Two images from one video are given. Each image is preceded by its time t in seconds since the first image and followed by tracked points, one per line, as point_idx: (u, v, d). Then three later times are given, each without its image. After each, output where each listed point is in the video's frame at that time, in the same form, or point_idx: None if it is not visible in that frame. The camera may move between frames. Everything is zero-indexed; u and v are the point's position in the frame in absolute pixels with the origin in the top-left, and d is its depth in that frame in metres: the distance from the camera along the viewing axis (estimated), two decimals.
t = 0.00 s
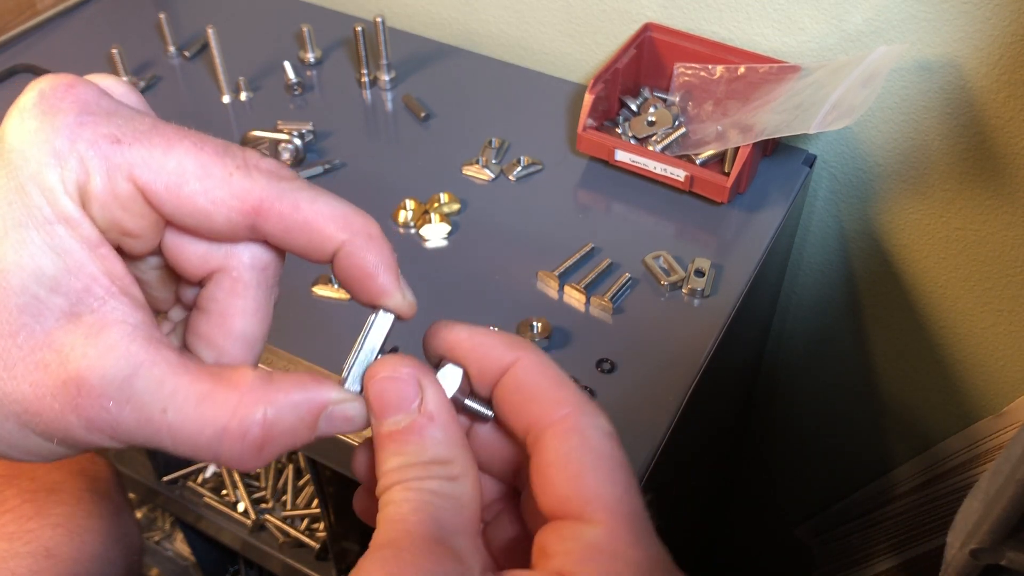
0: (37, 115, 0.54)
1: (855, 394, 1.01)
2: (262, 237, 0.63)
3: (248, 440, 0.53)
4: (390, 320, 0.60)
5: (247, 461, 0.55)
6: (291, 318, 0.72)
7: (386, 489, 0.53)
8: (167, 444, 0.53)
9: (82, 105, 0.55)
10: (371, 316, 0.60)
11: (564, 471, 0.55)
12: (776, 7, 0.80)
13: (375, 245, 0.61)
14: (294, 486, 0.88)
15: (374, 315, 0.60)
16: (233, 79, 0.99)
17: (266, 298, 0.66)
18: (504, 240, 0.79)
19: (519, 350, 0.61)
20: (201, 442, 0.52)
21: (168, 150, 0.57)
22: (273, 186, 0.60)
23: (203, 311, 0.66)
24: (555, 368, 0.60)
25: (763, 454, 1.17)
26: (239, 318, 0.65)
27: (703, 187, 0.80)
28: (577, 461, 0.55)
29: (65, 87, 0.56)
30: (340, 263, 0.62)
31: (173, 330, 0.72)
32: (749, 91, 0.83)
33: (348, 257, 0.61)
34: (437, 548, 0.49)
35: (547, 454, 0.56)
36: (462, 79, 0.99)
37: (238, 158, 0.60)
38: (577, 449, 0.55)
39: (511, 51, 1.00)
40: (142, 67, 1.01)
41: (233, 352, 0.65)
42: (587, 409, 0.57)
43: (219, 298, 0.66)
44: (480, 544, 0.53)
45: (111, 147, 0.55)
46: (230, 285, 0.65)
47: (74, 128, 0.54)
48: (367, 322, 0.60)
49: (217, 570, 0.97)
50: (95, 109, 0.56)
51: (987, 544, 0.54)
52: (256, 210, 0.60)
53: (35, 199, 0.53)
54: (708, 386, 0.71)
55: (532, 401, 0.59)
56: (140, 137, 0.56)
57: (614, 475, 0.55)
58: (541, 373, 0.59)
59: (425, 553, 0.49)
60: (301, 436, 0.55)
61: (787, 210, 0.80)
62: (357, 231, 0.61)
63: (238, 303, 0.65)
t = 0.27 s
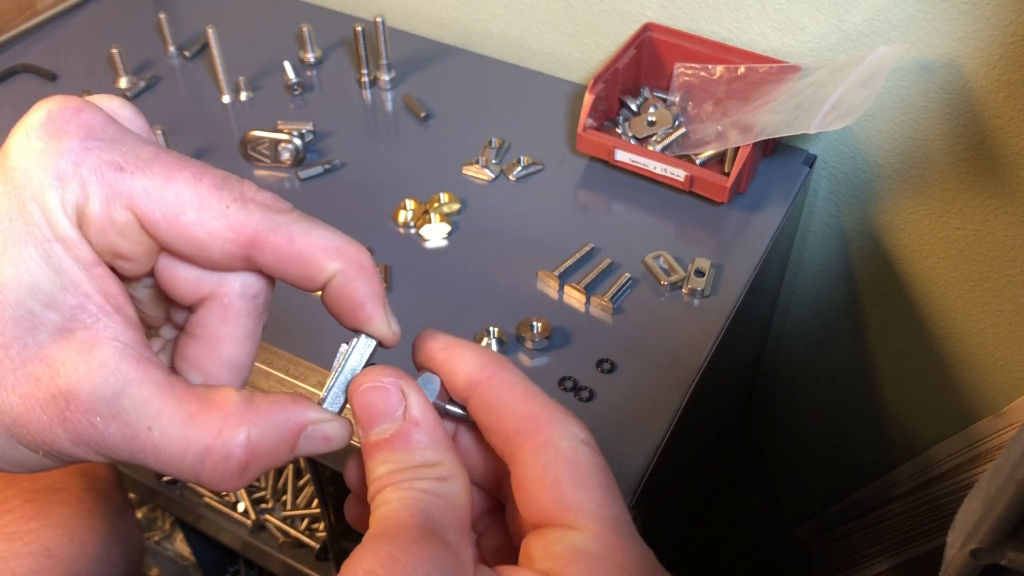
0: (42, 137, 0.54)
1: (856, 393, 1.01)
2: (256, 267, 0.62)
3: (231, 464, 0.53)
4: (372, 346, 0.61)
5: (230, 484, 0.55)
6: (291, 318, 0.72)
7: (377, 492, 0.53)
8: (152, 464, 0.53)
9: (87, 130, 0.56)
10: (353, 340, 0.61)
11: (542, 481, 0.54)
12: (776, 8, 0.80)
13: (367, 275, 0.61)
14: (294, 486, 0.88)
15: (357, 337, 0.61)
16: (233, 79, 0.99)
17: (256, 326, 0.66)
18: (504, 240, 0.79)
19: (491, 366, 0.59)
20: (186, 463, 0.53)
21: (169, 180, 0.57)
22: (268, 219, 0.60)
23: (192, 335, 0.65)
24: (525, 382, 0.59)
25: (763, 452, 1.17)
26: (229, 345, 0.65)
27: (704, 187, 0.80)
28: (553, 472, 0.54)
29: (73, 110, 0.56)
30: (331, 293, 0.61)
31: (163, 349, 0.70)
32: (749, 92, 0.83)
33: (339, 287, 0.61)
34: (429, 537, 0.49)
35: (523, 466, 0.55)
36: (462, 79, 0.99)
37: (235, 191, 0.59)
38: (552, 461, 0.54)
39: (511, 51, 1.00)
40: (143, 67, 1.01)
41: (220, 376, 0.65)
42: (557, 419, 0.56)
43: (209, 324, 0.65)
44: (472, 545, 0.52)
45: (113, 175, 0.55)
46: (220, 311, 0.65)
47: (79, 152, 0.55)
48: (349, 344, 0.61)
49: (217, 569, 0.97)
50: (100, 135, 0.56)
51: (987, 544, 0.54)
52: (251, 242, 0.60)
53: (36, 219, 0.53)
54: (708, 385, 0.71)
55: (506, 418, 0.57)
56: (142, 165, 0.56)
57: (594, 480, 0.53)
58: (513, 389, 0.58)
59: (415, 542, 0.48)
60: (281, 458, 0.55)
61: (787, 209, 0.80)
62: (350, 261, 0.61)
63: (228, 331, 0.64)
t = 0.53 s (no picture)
0: (9, 141, 0.54)
1: (856, 393, 1.01)
2: (234, 259, 0.62)
3: (222, 459, 0.54)
4: (361, 333, 0.61)
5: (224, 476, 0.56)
6: (291, 318, 0.72)
7: (358, 491, 0.53)
8: (145, 460, 0.54)
9: (52, 131, 0.55)
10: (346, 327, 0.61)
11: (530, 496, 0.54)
12: (776, 8, 0.80)
13: (345, 262, 0.61)
14: (294, 486, 0.88)
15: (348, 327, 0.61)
16: (233, 79, 0.99)
17: (244, 315, 0.66)
18: (504, 240, 0.79)
19: (485, 377, 0.59)
20: (179, 457, 0.53)
21: (138, 175, 0.55)
22: (242, 207, 0.59)
23: (180, 330, 0.65)
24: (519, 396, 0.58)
25: (762, 452, 1.17)
26: (216, 336, 0.65)
27: (704, 187, 0.80)
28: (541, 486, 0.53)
29: (36, 112, 0.55)
30: (311, 280, 0.62)
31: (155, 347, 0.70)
32: (748, 91, 0.83)
33: (319, 274, 0.61)
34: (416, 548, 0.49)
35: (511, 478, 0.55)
36: (462, 79, 0.99)
37: (207, 181, 0.58)
38: (541, 478, 0.54)
39: (511, 51, 1.00)
40: (143, 67, 1.01)
41: (213, 368, 0.65)
42: (549, 436, 0.55)
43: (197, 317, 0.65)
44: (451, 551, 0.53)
45: (81, 174, 0.54)
46: (205, 304, 0.64)
47: (45, 154, 0.54)
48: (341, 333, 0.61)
49: (217, 569, 0.97)
50: (66, 135, 0.55)
51: (987, 544, 0.54)
52: (226, 233, 0.59)
53: (9, 225, 0.53)
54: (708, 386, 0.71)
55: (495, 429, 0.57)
56: (109, 162, 0.55)
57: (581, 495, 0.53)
58: (505, 401, 0.57)
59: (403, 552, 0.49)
60: (278, 449, 0.56)
61: (787, 210, 0.80)
62: (327, 249, 0.61)
63: (214, 322, 0.64)
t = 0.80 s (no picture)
0: (26, 157, 0.55)
1: (855, 393, 1.01)
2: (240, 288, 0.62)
3: (216, 479, 0.54)
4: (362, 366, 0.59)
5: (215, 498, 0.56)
6: (291, 318, 0.72)
7: (361, 512, 0.52)
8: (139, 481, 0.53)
9: (71, 151, 0.56)
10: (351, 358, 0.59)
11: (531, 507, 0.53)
12: (776, 8, 0.80)
13: (352, 296, 0.61)
14: (294, 486, 0.89)
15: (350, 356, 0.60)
16: (233, 79, 0.99)
17: (244, 346, 0.65)
18: (504, 240, 0.79)
19: (482, 396, 0.58)
20: (173, 478, 0.53)
21: (152, 202, 0.56)
22: (253, 239, 0.59)
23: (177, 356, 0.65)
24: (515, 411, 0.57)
25: (761, 451, 1.17)
26: (215, 367, 0.64)
27: (703, 187, 0.80)
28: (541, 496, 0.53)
29: (57, 131, 0.56)
30: (316, 312, 0.61)
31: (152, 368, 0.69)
32: (748, 91, 0.83)
33: (325, 307, 0.61)
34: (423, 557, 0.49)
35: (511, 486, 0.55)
36: (462, 79, 0.99)
37: (219, 212, 0.58)
38: (541, 490, 0.53)
39: (511, 51, 1.00)
40: (143, 67, 1.01)
41: (207, 397, 0.64)
42: (548, 448, 0.55)
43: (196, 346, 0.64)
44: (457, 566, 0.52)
45: (95, 196, 0.55)
46: (206, 332, 0.64)
47: (62, 173, 0.55)
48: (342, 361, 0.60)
49: (217, 569, 0.97)
50: (84, 155, 0.56)
51: (987, 543, 0.54)
52: (235, 262, 0.59)
53: (18, 238, 0.54)
54: (708, 385, 0.71)
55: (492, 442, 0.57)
56: (125, 186, 0.56)
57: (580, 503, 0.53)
58: (503, 416, 0.57)
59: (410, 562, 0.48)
60: (272, 474, 0.55)
61: (787, 209, 0.80)
62: (334, 283, 0.61)
63: (213, 352, 0.64)
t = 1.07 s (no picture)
0: (4, 147, 0.54)
1: (855, 393, 1.01)
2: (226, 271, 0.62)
3: (216, 466, 0.54)
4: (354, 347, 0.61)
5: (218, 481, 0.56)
6: (291, 318, 0.72)
7: (350, 498, 0.52)
8: (139, 468, 0.54)
9: (49, 139, 0.55)
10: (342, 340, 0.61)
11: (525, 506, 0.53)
12: (776, 8, 0.80)
13: (336, 277, 0.61)
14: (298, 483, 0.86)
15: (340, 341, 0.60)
16: (233, 79, 0.99)
17: (236, 327, 0.65)
18: (504, 240, 0.79)
19: (478, 394, 0.58)
20: (175, 465, 0.54)
21: (132, 187, 0.56)
22: (236, 222, 0.59)
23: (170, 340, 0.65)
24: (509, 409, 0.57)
25: (761, 451, 1.17)
26: (208, 347, 0.64)
27: (703, 187, 0.80)
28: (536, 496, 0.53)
29: (33, 120, 0.56)
30: (302, 293, 0.62)
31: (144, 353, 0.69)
32: (748, 91, 0.83)
33: (311, 289, 0.61)
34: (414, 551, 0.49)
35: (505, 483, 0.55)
36: (462, 79, 0.99)
37: (201, 194, 0.58)
38: (535, 491, 0.53)
39: (511, 51, 1.00)
40: (143, 67, 1.01)
41: (202, 378, 0.64)
42: (543, 448, 0.55)
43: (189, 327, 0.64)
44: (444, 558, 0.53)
45: (76, 184, 0.54)
46: (197, 314, 0.64)
47: (41, 162, 0.54)
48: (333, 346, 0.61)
49: (217, 569, 0.97)
50: (62, 143, 0.56)
51: (986, 544, 0.54)
52: (218, 245, 0.59)
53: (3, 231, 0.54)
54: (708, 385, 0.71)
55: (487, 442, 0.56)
56: (104, 173, 0.55)
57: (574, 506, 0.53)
58: (499, 414, 0.57)
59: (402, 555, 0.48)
60: (270, 460, 0.55)
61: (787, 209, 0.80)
62: (318, 263, 0.61)
63: (205, 334, 0.64)
